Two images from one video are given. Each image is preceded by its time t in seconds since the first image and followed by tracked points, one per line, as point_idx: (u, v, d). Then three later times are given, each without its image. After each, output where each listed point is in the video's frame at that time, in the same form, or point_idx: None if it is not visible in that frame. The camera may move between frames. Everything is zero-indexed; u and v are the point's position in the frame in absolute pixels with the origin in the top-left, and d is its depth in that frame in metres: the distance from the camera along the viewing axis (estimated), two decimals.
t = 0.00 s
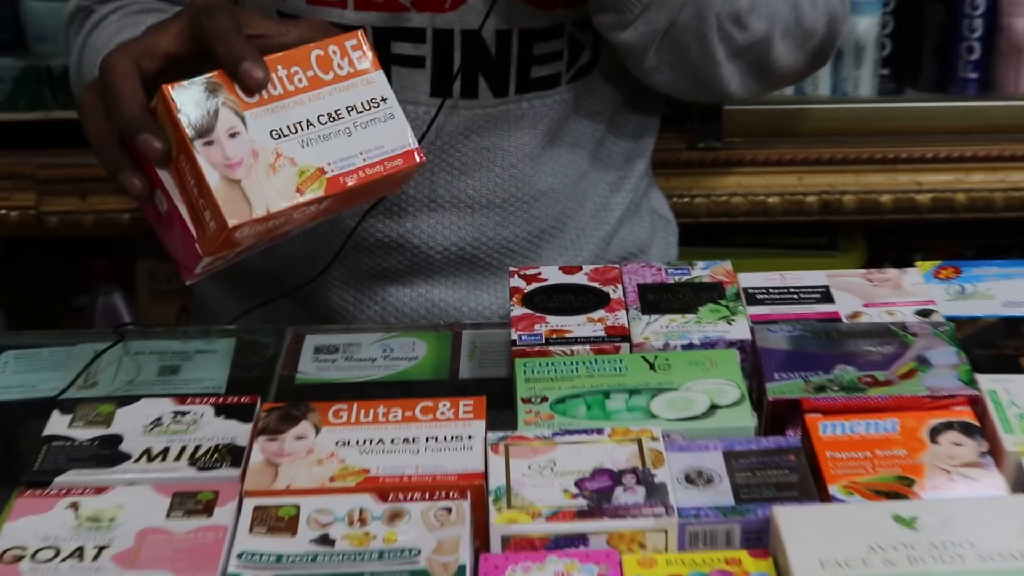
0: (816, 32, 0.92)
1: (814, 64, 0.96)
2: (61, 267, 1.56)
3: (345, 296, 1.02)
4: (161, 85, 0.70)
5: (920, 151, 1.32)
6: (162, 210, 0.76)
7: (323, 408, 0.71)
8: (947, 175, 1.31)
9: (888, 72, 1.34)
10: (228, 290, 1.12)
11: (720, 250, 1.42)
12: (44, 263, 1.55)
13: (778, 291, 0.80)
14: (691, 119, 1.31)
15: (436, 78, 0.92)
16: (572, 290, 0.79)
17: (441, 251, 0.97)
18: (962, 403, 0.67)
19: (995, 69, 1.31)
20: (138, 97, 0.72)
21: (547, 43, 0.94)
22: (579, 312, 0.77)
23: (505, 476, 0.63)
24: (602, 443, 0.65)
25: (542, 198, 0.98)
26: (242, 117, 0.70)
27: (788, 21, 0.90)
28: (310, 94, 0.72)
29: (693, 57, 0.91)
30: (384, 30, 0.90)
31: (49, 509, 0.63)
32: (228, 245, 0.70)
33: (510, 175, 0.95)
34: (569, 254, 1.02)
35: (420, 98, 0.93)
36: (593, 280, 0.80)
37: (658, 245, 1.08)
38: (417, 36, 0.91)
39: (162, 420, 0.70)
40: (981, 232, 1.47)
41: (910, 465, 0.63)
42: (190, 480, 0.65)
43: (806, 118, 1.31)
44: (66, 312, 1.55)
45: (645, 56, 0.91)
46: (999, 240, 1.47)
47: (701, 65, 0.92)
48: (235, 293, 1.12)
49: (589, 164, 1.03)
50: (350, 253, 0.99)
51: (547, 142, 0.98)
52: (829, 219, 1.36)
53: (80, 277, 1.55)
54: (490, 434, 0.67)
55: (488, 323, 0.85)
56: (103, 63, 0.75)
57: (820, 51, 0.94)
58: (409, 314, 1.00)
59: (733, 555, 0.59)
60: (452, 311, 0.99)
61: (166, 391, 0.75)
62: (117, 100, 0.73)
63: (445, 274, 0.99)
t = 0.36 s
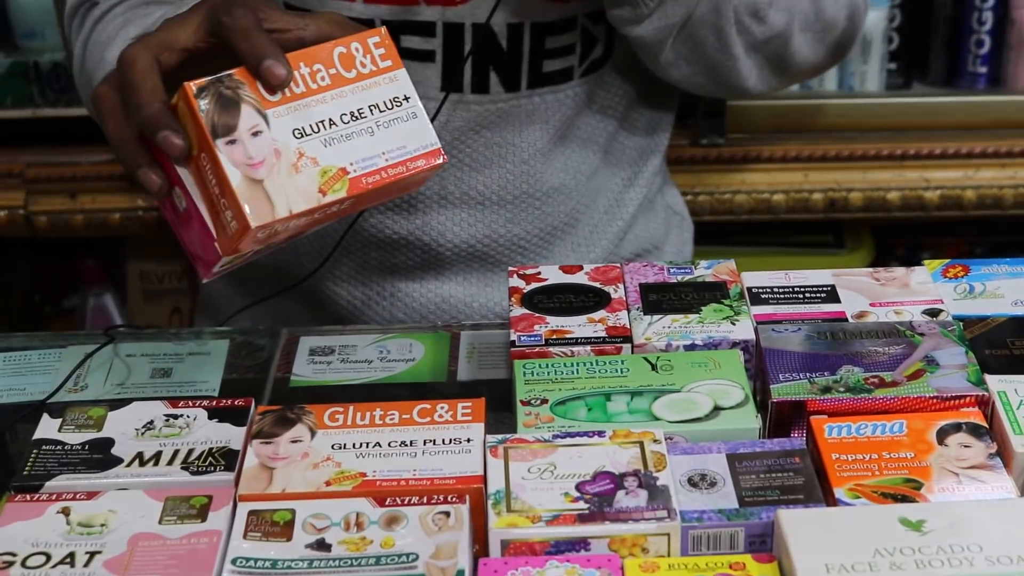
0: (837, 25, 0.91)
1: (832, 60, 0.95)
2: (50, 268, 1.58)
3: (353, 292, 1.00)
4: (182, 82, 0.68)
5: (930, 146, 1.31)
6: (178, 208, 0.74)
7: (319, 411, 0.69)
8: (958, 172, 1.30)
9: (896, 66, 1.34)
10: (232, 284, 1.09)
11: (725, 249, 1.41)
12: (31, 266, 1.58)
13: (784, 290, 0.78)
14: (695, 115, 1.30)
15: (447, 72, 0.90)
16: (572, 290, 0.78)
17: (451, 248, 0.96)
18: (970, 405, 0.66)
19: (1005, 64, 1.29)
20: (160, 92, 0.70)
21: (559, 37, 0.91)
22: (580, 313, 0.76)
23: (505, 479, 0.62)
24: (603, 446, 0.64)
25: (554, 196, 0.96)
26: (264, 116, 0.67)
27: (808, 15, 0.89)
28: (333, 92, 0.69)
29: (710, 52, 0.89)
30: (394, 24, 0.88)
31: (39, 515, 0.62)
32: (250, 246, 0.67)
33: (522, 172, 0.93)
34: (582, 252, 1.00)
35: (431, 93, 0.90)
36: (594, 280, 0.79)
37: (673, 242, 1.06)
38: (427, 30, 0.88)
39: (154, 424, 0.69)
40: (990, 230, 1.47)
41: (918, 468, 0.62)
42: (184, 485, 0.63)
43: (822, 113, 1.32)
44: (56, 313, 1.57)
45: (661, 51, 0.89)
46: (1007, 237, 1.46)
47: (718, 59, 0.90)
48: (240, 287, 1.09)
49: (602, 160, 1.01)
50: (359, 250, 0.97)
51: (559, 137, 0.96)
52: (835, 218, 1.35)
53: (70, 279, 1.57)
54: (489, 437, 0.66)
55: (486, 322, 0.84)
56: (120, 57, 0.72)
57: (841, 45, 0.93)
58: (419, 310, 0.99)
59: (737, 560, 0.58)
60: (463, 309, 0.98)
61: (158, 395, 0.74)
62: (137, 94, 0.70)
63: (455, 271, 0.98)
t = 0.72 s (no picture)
0: (850, 25, 0.89)
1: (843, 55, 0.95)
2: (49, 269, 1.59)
3: (366, 290, 1.00)
4: None
5: (930, 147, 1.31)
6: None
7: (318, 411, 0.69)
8: (957, 172, 1.31)
9: (894, 66, 1.33)
10: (246, 282, 1.09)
11: (723, 249, 1.41)
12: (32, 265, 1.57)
13: (783, 290, 0.78)
14: (694, 114, 1.29)
15: (464, 72, 0.90)
16: (571, 290, 0.78)
17: (464, 244, 0.96)
18: (969, 405, 0.66)
19: (1004, 64, 1.29)
20: None
21: (575, 37, 0.91)
22: (579, 313, 0.76)
23: (504, 478, 0.62)
24: (603, 446, 0.64)
25: (567, 193, 0.96)
26: None
27: (824, 16, 0.88)
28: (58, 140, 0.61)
29: (732, 57, 0.89)
30: (411, 24, 0.89)
31: (38, 515, 0.62)
32: None
33: (535, 170, 0.93)
34: (594, 248, 0.99)
35: (446, 92, 0.91)
36: (594, 280, 0.79)
37: (684, 239, 1.05)
38: (444, 30, 0.89)
39: (154, 424, 0.69)
40: (989, 228, 1.47)
41: (917, 467, 0.62)
42: (184, 485, 0.64)
43: (831, 112, 1.31)
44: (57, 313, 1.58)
45: (684, 56, 0.89)
46: (1005, 236, 1.46)
47: (738, 64, 0.90)
48: (252, 286, 1.09)
49: (616, 157, 1.00)
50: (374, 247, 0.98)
51: (573, 136, 0.96)
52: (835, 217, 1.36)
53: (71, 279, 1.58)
54: (488, 437, 0.66)
55: (486, 322, 0.84)
56: None
57: (852, 43, 0.93)
58: (432, 307, 0.99)
59: (735, 559, 0.58)
60: (476, 305, 0.98)
61: (157, 395, 0.74)
62: None
63: (468, 268, 0.98)
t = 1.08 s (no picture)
0: (868, 27, 0.90)
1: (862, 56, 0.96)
2: (48, 266, 1.59)
3: (376, 288, 0.99)
4: None
5: (931, 147, 1.31)
6: None
7: (319, 410, 0.69)
8: (957, 172, 1.30)
9: (895, 66, 1.34)
10: (254, 279, 1.08)
11: (724, 248, 1.41)
12: (31, 262, 1.58)
13: (784, 289, 0.78)
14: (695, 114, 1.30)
15: (475, 73, 0.90)
16: (572, 290, 0.78)
17: (475, 244, 0.96)
18: (970, 405, 0.66)
19: (1005, 64, 1.29)
20: None
21: (586, 38, 0.91)
22: (580, 313, 0.76)
23: (504, 478, 0.62)
24: (604, 445, 0.64)
25: (579, 195, 0.95)
26: None
27: (842, 18, 0.88)
28: None
29: (749, 61, 0.89)
30: (423, 24, 0.90)
31: (39, 515, 0.62)
32: None
33: (547, 171, 0.93)
34: (606, 250, 0.99)
35: (457, 93, 0.91)
36: (594, 280, 0.79)
37: (695, 240, 1.05)
38: (455, 30, 0.89)
39: (154, 424, 0.69)
40: (988, 228, 1.47)
41: (918, 467, 0.62)
42: (184, 484, 0.64)
43: (852, 112, 1.31)
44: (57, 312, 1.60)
45: (701, 62, 0.88)
46: (1006, 236, 1.46)
47: (755, 68, 0.89)
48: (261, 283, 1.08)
49: (629, 160, 1.00)
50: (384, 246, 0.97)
51: (585, 137, 0.95)
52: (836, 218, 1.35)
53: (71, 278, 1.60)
54: (489, 437, 0.66)
55: (487, 322, 0.84)
56: None
57: (871, 42, 0.93)
58: (441, 306, 0.99)
59: (736, 559, 0.58)
60: (486, 304, 0.98)
61: (158, 395, 0.74)
62: None
63: (478, 266, 0.98)
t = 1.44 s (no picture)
0: (868, 31, 0.91)
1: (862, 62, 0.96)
2: (48, 266, 1.59)
3: (378, 294, 1.00)
4: None
5: (931, 147, 1.31)
6: None
7: (318, 411, 0.69)
8: (957, 172, 1.30)
9: (896, 66, 1.35)
10: (254, 285, 1.09)
11: (725, 248, 1.41)
12: (32, 262, 1.58)
13: (783, 290, 0.78)
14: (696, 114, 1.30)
15: (474, 77, 0.90)
16: (572, 290, 0.78)
17: (477, 250, 0.96)
18: (970, 405, 0.66)
19: (1005, 64, 1.30)
20: None
21: (586, 41, 0.91)
22: (580, 313, 0.76)
23: (504, 478, 0.62)
24: (603, 446, 0.64)
25: (582, 200, 0.95)
26: None
27: (841, 22, 0.89)
28: None
29: (745, 65, 0.88)
30: (421, 28, 0.89)
31: (39, 515, 0.62)
32: None
33: (550, 177, 0.93)
34: (609, 255, 0.99)
35: (456, 98, 0.91)
36: (594, 280, 0.79)
37: (698, 245, 1.05)
38: (454, 34, 0.89)
39: (154, 424, 0.69)
40: (988, 229, 1.47)
41: (918, 467, 0.62)
42: (184, 485, 0.64)
43: (856, 112, 1.32)
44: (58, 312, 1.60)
45: (697, 64, 0.88)
46: (1007, 237, 1.46)
47: (752, 71, 0.89)
48: (265, 290, 1.08)
49: (632, 165, 1.00)
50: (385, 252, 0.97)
51: (587, 142, 0.95)
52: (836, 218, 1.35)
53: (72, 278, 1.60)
54: (489, 437, 0.66)
55: (487, 322, 0.84)
56: None
57: (870, 48, 0.94)
58: (442, 313, 0.98)
59: (735, 559, 0.58)
60: (487, 311, 0.98)
61: (157, 395, 0.74)
62: None
63: (480, 273, 0.98)
